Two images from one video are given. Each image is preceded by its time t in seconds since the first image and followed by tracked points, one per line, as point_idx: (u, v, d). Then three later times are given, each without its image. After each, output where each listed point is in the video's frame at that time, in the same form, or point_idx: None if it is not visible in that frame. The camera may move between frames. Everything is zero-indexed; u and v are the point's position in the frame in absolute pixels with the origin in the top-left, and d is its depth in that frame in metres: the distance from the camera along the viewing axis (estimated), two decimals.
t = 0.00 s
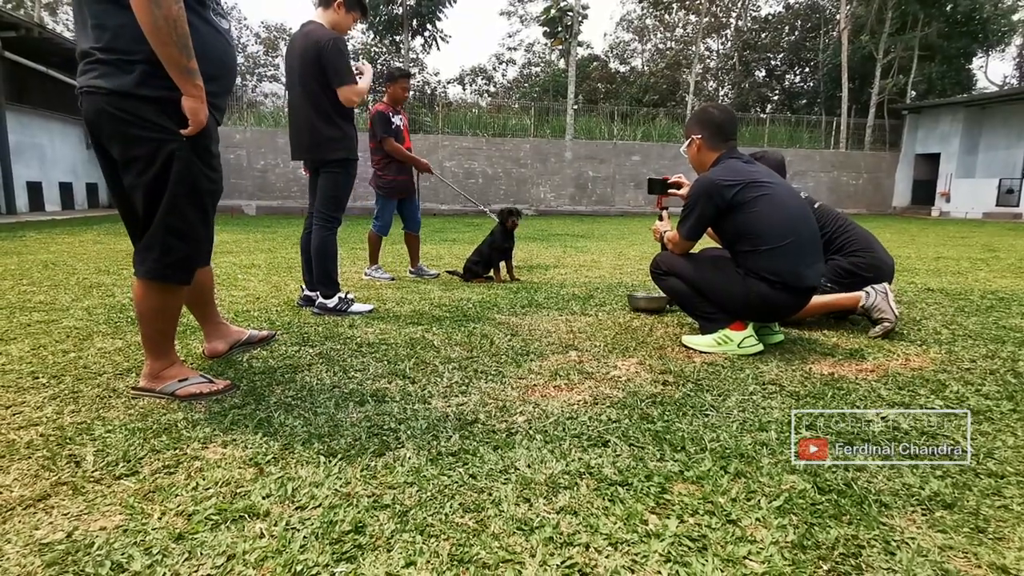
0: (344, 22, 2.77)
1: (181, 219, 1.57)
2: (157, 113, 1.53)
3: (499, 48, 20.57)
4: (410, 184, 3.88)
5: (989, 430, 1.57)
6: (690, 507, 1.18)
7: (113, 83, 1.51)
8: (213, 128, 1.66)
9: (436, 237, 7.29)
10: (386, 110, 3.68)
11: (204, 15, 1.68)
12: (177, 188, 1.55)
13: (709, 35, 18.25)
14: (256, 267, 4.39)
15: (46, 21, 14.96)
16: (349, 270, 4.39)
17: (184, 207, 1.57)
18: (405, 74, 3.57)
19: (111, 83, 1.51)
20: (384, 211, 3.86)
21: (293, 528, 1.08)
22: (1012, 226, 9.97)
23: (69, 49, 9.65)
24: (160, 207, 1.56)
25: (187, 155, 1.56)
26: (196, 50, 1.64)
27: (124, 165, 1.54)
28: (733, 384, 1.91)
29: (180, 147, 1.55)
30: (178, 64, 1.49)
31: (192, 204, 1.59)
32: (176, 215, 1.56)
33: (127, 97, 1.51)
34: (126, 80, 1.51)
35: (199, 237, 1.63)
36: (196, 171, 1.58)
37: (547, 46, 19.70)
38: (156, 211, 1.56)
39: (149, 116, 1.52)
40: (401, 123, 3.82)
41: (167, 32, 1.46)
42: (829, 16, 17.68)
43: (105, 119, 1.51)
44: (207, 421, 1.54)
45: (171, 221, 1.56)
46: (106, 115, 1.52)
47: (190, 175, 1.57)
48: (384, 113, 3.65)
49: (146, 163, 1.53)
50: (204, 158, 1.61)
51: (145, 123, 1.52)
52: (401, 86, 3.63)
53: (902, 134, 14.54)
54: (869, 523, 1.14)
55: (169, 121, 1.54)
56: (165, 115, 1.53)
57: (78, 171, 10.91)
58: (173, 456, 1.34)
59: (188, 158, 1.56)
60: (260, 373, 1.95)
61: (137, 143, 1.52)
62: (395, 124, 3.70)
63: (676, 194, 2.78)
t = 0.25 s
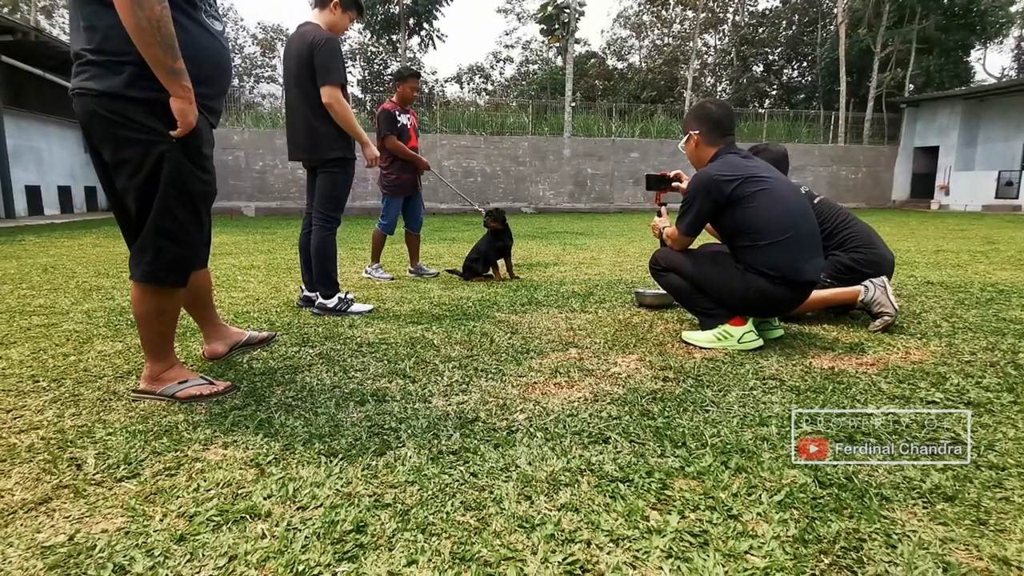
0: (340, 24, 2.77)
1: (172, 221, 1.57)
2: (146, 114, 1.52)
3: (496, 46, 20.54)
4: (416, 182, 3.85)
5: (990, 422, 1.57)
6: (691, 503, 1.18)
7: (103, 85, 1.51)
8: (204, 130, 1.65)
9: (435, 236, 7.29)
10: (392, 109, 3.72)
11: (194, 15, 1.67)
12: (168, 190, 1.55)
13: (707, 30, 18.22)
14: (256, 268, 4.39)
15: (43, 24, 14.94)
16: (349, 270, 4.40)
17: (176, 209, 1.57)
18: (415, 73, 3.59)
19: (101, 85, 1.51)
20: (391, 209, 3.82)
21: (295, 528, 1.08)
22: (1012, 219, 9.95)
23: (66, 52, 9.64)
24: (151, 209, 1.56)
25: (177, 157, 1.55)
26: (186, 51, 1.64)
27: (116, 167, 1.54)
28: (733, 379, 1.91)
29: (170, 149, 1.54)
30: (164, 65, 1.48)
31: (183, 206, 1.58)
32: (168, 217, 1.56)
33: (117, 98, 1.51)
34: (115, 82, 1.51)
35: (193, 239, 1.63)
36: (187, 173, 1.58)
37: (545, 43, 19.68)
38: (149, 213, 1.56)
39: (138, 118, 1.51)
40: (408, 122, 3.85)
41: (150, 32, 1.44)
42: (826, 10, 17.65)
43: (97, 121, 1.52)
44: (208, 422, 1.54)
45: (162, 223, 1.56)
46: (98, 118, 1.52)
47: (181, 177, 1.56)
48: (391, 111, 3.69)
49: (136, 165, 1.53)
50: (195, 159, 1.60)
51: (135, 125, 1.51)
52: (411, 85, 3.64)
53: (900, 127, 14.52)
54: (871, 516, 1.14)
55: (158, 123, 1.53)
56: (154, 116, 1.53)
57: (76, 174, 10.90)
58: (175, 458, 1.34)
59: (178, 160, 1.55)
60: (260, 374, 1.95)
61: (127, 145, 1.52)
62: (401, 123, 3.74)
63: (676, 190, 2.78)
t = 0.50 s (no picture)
0: (339, 27, 2.75)
1: (172, 220, 1.57)
2: (145, 115, 1.52)
3: (496, 46, 20.54)
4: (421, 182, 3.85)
5: (990, 421, 1.57)
6: (693, 503, 1.18)
7: (104, 85, 1.51)
8: (204, 130, 1.65)
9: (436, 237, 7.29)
10: (398, 109, 3.76)
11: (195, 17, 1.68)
12: (167, 190, 1.55)
13: (707, 30, 18.22)
14: (256, 269, 4.39)
15: (43, 25, 14.94)
16: (350, 271, 4.39)
17: (177, 209, 1.57)
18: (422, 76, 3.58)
19: (101, 85, 1.52)
20: (395, 209, 3.80)
21: (297, 528, 1.08)
22: (1012, 218, 9.94)
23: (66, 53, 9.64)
24: (151, 209, 1.56)
25: (177, 156, 1.55)
26: (186, 51, 1.63)
27: (116, 167, 1.54)
28: (734, 379, 1.91)
29: (170, 149, 1.54)
30: (162, 65, 1.48)
31: (183, 206, 1.58)
32: (169, 217, 1.56)
33: (117, 99, 1.51)
34: (115, 82, 1.51)
35: (193, 239, 1.62)
36: (187, 173, 1.58)
37: (545, 43, 19.69)
38: (149, 214, 1.56)
39: (138, 118, 1.51)
40: (415, 123, 3.86)
41: (147, 32, 1.44)
42: (826, 9, 17.65)
43: (98, 122, 1.52)
44: (209, 422, 1.54)
45: (162, 223, 1.56)
46: (98, 118, 1.52)
47: (181, 176, 1.56)
48: (395, 111, 3.73)
49: (137, 165, 1.53)
50: (195, 159, 1.60)
51: (134, 125, 1.51)
52: (420, 87, 3.64)
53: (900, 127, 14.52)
54: (873, 516, 1.14)
55: (158, 122, 1.53)
56: (154, 116, 1.53)
57: (76, 175, 10.90)
58: (176, 458, 1.34)
59: (178, 160, 1.55)
60: (261, 374, 1.95)
61: (127, 145, 1.52)
62: (404, 123, 3.76)
63: (677, 190, 2.77)
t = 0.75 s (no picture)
0: (338, 27, 2.75)
1: (174, 219, 1.57)
2: (147, 113, 1.52)
3: (497, 45, 20.53)
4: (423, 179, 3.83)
5: (991, 420, 1.57)
6: (694, 501, 1.18)
7: (106, 83, 1.51)
8: (206, 128, 1.65)
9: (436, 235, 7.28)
10: (398, 108, 3.77)
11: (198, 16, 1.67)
12: (169, 189, 1.54)
13: (707, 29, 18.20)
14: (256, 268, 4.38)
15: (43, 24, 14.94)
16: (351, 269, 4.39)
17: (179, 208, 1.57)
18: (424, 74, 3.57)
19: (103, 84, 1.51)
20: (399, 206, 3.77)
21: (298, 527, 1.08)
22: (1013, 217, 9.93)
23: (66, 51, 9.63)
24: (153, 208, 1.55)
25: (178, 155, 1.55)
26: (188, 50, 1.63)
27: (118, 166, 1.54)
28: (735, 378, 1.91)
29: (172, 148, 1.54)
30: (164, 63, 1.47)
31: (185, 205, 1.58)
32: (170, 216, 1.56)
33: (119, 97, 1.51)
34: (117, 80, 1.51)
35: (194, 238, 1.62)
36: (189, 172, 1.58)
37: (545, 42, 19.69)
38: (151, 213, 1.56)
39: (141, 116, 1.51)
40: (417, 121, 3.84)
41: (149, 29, 1.43)
42: (827, 8, 17.64)
43: (99, 120, 1.52)
44: (210, 421, 1.54)
45: (164, 222, 1.56)
46: (100, 116, 1.52)
47: (183, 175, 1.56)
48: (395, 109, 3.74)
49: (139, 164, 1.53)
50: (197, 158, 1.60)
51: (136, 123, 1.51)
52: (421, 86, 3.64)
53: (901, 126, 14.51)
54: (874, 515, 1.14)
55: (160, 121, 1.53)
56: (156, 115, 1.53)
57: (76, 174, 10.91)
58: (177, 457, 1.34)
59: (180, 159, 1.55)
60: (262, 373, 1.95)
61: (129, 144, 1.52)
62: (404, 121, 3.76)
63: (677, 189, 2.77)
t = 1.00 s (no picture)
0: (338, 26, 2.75)
1: (177, 218, 1.57)
2: (151, 112, 1.52)
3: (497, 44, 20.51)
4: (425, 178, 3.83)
5: (991, 419, 1.57)
6: (696, 500, 1.18)
7: (110, 82, 1.51)
8: (210, 128, 1.65)
9: (436, 234, 7.28)
10: (398, 108, 3.78)
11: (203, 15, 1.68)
12: (173, 188, 1.55)
13: (707, 28, 18.19)
14: (256, 267, 4.39)
15: (42, 23, 14.93)
16: (352, 268, 4.39)
17: (182, 207, 1.57)
18: (424, 74, 3.56)
19: (107, 82, 1.51)
20: (400, 206, 3.76)
21: (299, 526, 1.08)
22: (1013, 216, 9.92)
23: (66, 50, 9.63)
24: (156, 207, 1.55)
25: (183, 154, 1.55)
26: (194, 50, 1.64)
27: (121, 165, 1.53)
28: (736, 377, 1.91)
29: (176, 147, 1.54)
30: (171, 62, 1.48)
31: (188, 204, 1.58)
32: (173, 215, 1.56)
33: (123, 96, 1.51)
34: (122, 79, 1.51)
35: (197, 237, 1.62)
36: (193, 171, 1.58)
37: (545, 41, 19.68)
38: (153, 213, 1.56)
39: (145, 115, 1.51)
40: (417, 120, 3.84)
41: (159, 28, 1.45)
42: (827, 7, 17.62)
43: (102, 119, 1.51)
44: (211, 420, 1.54)
45: (168, 221, 1.56)
46: (103, 115, 1.51)
47: (186, 174, 1.56)
48: (394, 108, 3.75)
49: (142, 163, 1.53)
50: (200, 158, 1.60)
51: (140, 122, 1.51)
52: (421, 85, 3.64)
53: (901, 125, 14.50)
54: (875, 514, 1.14)
55: (164, 120, 1.53)
56: (161, 114, 1.53)
57: (76, 173, 10.91)
58: (178, 456, 1.34)
59: (184, 159, 1.55)
60: (263, 372, 1.95)
61: (133, 143, 1.52)
62: (402, 120, 3.76)
63: (676, 188, 2.76)
